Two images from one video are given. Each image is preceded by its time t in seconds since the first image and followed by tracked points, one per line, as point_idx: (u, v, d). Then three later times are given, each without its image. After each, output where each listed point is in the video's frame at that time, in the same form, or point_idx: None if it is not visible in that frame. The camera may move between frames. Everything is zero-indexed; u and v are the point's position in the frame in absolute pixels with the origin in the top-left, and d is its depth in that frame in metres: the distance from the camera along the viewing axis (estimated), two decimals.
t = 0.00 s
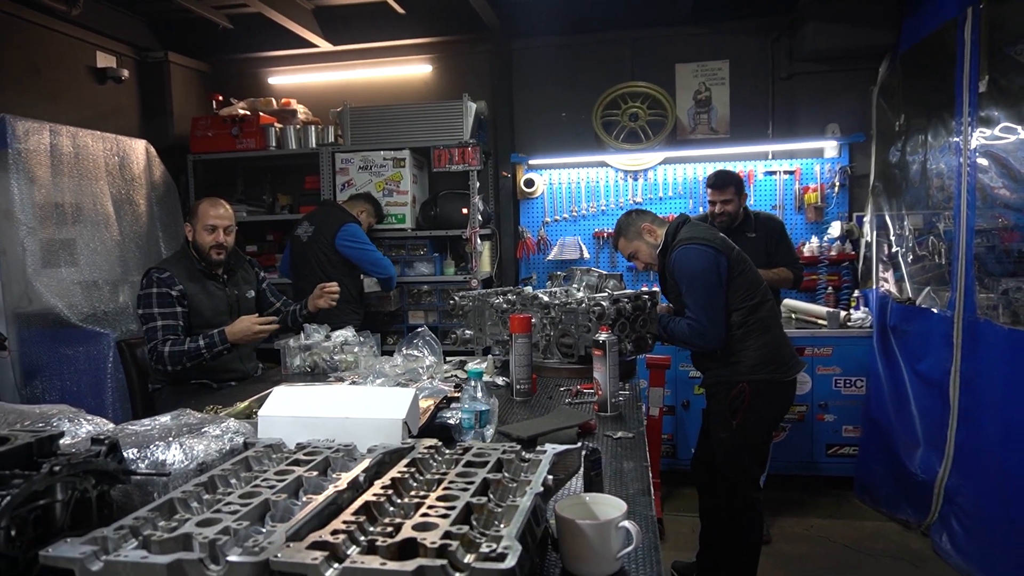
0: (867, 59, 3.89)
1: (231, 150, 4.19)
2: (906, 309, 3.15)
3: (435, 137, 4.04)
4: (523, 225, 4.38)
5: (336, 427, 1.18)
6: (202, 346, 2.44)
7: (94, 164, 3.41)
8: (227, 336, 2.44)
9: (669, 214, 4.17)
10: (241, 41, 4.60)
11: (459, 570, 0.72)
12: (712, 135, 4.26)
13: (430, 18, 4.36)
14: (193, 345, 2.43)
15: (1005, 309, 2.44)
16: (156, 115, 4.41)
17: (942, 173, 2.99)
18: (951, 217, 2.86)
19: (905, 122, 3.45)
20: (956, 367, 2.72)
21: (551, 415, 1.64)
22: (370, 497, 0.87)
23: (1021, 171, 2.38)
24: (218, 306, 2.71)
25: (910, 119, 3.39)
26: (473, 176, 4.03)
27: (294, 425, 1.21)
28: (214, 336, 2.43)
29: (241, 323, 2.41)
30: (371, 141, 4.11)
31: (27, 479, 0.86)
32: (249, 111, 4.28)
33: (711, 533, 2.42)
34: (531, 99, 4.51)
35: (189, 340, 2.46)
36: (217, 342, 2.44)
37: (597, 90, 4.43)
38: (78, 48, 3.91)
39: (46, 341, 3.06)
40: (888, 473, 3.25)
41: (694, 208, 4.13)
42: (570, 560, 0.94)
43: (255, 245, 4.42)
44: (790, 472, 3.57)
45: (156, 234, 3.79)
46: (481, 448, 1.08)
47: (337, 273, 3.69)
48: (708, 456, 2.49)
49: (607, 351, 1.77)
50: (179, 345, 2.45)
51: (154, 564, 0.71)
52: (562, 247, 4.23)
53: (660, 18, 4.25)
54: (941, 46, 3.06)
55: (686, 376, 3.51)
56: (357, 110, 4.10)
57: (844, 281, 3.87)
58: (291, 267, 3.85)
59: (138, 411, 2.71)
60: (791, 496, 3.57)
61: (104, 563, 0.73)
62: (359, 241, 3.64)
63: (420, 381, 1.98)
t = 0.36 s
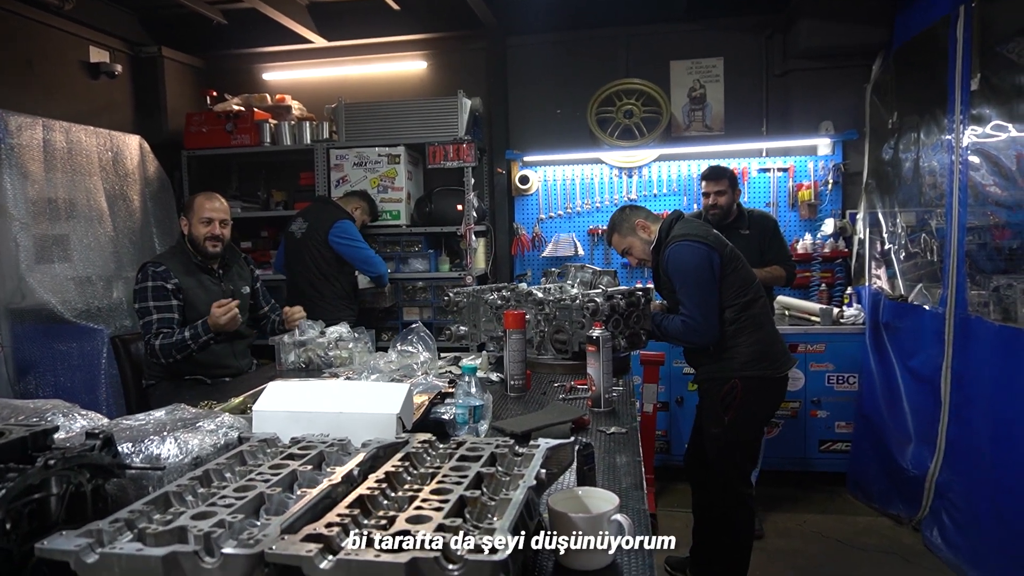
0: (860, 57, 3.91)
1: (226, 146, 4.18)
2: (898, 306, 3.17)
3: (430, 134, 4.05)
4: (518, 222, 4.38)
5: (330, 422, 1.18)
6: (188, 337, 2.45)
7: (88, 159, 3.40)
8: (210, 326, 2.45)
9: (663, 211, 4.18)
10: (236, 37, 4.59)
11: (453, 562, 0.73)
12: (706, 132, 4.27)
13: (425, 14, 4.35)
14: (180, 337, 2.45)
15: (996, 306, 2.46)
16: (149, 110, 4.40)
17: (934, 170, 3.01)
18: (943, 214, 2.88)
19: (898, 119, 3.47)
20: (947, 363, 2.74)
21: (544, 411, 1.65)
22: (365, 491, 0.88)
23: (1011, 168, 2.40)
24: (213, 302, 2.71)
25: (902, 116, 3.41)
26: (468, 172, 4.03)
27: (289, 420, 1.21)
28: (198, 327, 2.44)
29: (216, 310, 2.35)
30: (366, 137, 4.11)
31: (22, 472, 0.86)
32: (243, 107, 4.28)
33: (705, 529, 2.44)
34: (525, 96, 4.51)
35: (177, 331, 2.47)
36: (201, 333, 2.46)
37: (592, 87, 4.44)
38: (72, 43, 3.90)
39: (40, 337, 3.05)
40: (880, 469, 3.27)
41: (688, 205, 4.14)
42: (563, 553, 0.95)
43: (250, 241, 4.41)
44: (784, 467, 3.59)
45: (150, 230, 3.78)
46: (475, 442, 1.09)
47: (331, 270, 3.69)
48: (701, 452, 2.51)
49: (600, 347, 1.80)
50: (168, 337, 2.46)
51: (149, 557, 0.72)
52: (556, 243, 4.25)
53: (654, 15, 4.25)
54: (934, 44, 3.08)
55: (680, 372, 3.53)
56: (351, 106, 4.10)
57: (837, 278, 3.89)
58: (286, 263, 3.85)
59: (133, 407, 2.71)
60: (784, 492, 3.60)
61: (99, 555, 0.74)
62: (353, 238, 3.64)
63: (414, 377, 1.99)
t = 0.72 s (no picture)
0: (853, 56, 3.93)
1: (221, 148, 4.18)
2: (892, 302, 3.19)
3: (425, 135, 4.05)
4: (514, 221, 4.40)
5: (332, 422, 1.19)
6: (193, 361, 2.45)
7: (83, 161, 3.39)
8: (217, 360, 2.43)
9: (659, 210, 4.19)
10: (230, 38, 4.59)
11: (459, 557, 0.73)
12: (701, 131, 4.28)
13: (420, 15, 4.36)
14: (186, 358, 2.45)
15: (990, 302, 2.48)
16: (144, 112, 4.39)
17: (928, 168, 3.03)
18: (937, 211, 2.90)
19: (891, 117, 3.49)
20: (942, 359, 2.76)
21: (544, 409, 1.66)
22: (370, 489, 0.89)
23: (1004, 165, 2.42)
24: (213, 304, 2.73)
25: (896, 114, 3.43)
26: (464, 172, 4.04)
27: (291, 419, 1.21)
28: (207, 355, 2.44)
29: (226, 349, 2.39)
30: (361, 138, 4.12)
31: (28, 473, 0.87)
32: (239, 108, 4.27)
33: (703, 525, 2.45)
34: (521, 96, 4.52)
35: (183, 351, 2.49)
36: (207, 361, 2.45)
37: (587, 87, 4.45)
38: (66, 45, 3.89)
39: (37, 340, 3.04)
40: (876, 465, 3.29)
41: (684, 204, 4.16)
42: (566, 550, 0.96)
43: (246, 243, 4.41)
44: (781, 464, 3.61)
45: (146, 232, 3.77)
46: (478, 440, 1.10)
47: (328, 271, 3.69)
48: (699, 449, 2.52)
49: (599, 346, 1.81)
50: (175, 352, 2.48)
51: (158, 555, 0.73)
52: (553, 242, 4.26)
53: (648, 15, 4.27)
54: (926, 42, 3.10)
55: (677, 370, 3.54)
56: (347, 107, 4.10)
57: (832, 276, 3.91)
58: (282, 265, 3.85)
59: (131, 410, 2.71)
60: (782, 489, 3.61)
61: (108, 554, 0.75)
62: (349, 241, 3.64)
63: (413, 376, 2.00)
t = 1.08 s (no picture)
0: (845, 56, 3.95)
1: (215, 148, 4.17)
2: (885, 301, 3.21)
3: (419, 135, 4.06)
4: (509, 222, 4.41)
5: (330, 421, 1.19)
6: (193, 367, 2.44)
7: (76, 162, 3.38)
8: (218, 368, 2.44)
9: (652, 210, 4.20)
10: (223, 39, 4.58)
11: (459, 554, 0.74)
12: (694, 131, 4.29)
13: (414, 15, 4.36)
14: (186, 364, 2.43)
15: (981, 300, 2.50)
16: (137, 113, 4.37)
17: (919, 167, 3.05)
18: (928, 210, 2.92)
19: (882, 117, 3.51)
20: (933, 357, 2.78)
21: (540, 408, 1.67)
22: (368, 488, 0.89)
23: (994, 165, 2.45)
24: (211, 305, 2.73)
25: (887, 115, 3.46)
26: (458, 173, 4.05)
27: (288, 419, 1.21)
28: (207, 363, 2.42)
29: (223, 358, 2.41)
30: (355, 139, 4.12)
31: (28, 474, 0.87)
32: (232, 109, 4.27)
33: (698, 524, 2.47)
34: (514, 96, 4.53)
35: (183, 355, 2.48)
36: (207, 369, 2.45)
37: (580, 87, 4.46)
38: (58, 46, 3.88)
39: (30, 342, 3.04)
40: (869, 463, 3.32)
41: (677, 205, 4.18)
42: (564, 549, 0.96)
43: (239, 244, 4.40)
44: (774, 463, 3.63)
45: (139, 233, 3.76)
46: (475, 439, 1.10)
47: (322, 272, 3.69)
48: (694, 448, 2.53)
49: (594, 345, 1.81)
50: (175, 356, 2.47)
51: (159, 555, 0.73)
52: (547, 243, 4.27)
53: (642, 16, 4.29)
54: (917, 43, 3.13)
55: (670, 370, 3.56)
56: (341, 107, 4.10)
57: (825, 275, 3.92)
58: (276, 266, 3.85)
59: (125, 411, 2.71)
60: (776, 487, 3.63)
61: (109, 554, 0.75)
62: (343, 241, 3.64)
63: (409, 376, 2.01)
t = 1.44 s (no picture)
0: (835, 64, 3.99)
1: (207, 154, 4.16)
2: (876, 306, 3.23)
3: (412, 140, 4.06)
4: (502, 227, 4.41)
5: (326, 427, 1.18)
6: (181, 367, 2.44)
7: (67, 167, 3.36)
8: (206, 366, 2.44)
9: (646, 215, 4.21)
10: (215, 44, 4.57)
11: (457, 560, 0.74)
12: (686, 137, 4.31)
13: (407, 21, 4.37)
14: (175, 365, 2.44)
15: (970, 306, 2.52)
16: (128, 117, 4.36)
17: (908, 174, 3.07)
18: (918, 216, 2.94)
19: (872, 124, 3.54)
20: (924, 362, 2.80)
21: (536, 414, 1.67)
22: (365, 494, 0.89)
23: (982, 171, 2.47)
24: (206, 311, 2.72)
25: (877, 122, 3.48)
26: (451, 178, 4.05)
27: (285, 426, 1.20)
28: (195, 361, 2.43)
29: (209, 355, 2.38)
30: (348, 144, 4.12)
31: (22, 481, 0.86)
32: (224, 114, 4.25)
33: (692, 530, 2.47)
34: (507, 102, 4.54)
35: (172, 357, 2.47)
36: (195, 367, 2.45)
37: (573, 94, 4.48)
38: (49, 50, 3.86)
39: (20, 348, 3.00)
40: (861, 468, 3.33)
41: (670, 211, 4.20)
42: (561, 554, 0.96)
43: (232, 250, 4.38)
44: (767, 468, 3.64)
45: (130, 239, 3.74)
46: (472, 445, 1.10)
47: (315, 277, 3.69)
48: (687, 453, 2.54)
49: (589, 351, 1.81)
50: (163, 359, 2.46)
51: (155, 562, 0.73)
52: (541, 249, 4.28)
53: (633, 23, 4.31)
54: (906, 50, 3.16)
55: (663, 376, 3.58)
56: (334, 113, 4.10)
57: (817, 281, 3.94)
58: (269, 272, 3.83)
59: (116, 418, 2.69)
60: (768, 492, 3.64)
61: (105, 562, 0.74)
62: (336, 247, 3.64)
63: (404, 383, 2.00)
